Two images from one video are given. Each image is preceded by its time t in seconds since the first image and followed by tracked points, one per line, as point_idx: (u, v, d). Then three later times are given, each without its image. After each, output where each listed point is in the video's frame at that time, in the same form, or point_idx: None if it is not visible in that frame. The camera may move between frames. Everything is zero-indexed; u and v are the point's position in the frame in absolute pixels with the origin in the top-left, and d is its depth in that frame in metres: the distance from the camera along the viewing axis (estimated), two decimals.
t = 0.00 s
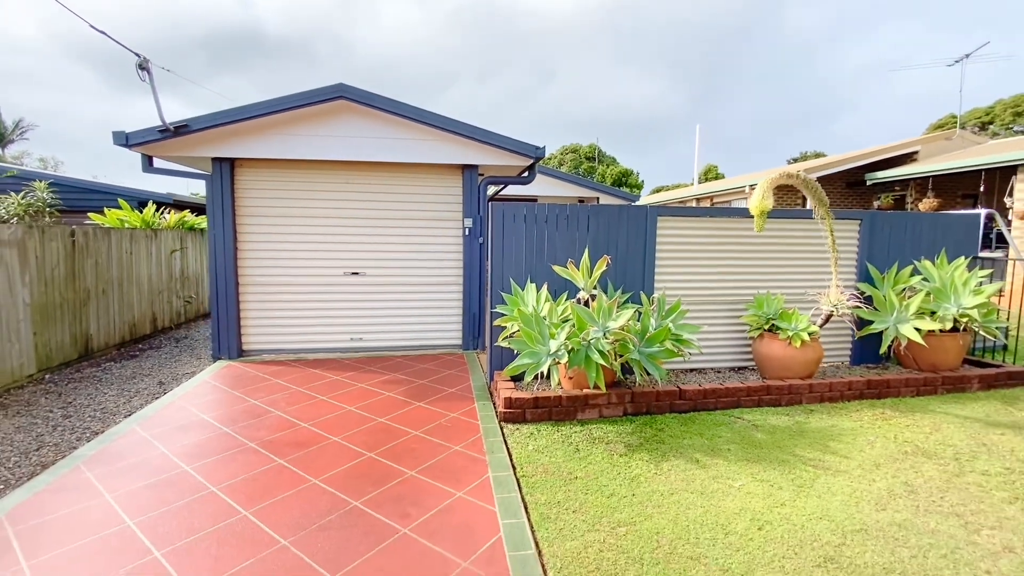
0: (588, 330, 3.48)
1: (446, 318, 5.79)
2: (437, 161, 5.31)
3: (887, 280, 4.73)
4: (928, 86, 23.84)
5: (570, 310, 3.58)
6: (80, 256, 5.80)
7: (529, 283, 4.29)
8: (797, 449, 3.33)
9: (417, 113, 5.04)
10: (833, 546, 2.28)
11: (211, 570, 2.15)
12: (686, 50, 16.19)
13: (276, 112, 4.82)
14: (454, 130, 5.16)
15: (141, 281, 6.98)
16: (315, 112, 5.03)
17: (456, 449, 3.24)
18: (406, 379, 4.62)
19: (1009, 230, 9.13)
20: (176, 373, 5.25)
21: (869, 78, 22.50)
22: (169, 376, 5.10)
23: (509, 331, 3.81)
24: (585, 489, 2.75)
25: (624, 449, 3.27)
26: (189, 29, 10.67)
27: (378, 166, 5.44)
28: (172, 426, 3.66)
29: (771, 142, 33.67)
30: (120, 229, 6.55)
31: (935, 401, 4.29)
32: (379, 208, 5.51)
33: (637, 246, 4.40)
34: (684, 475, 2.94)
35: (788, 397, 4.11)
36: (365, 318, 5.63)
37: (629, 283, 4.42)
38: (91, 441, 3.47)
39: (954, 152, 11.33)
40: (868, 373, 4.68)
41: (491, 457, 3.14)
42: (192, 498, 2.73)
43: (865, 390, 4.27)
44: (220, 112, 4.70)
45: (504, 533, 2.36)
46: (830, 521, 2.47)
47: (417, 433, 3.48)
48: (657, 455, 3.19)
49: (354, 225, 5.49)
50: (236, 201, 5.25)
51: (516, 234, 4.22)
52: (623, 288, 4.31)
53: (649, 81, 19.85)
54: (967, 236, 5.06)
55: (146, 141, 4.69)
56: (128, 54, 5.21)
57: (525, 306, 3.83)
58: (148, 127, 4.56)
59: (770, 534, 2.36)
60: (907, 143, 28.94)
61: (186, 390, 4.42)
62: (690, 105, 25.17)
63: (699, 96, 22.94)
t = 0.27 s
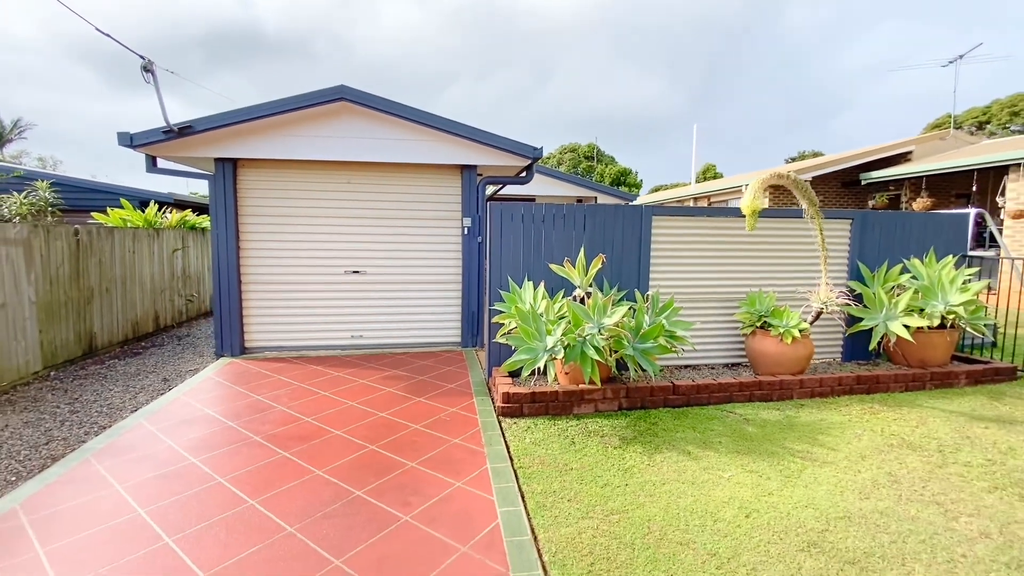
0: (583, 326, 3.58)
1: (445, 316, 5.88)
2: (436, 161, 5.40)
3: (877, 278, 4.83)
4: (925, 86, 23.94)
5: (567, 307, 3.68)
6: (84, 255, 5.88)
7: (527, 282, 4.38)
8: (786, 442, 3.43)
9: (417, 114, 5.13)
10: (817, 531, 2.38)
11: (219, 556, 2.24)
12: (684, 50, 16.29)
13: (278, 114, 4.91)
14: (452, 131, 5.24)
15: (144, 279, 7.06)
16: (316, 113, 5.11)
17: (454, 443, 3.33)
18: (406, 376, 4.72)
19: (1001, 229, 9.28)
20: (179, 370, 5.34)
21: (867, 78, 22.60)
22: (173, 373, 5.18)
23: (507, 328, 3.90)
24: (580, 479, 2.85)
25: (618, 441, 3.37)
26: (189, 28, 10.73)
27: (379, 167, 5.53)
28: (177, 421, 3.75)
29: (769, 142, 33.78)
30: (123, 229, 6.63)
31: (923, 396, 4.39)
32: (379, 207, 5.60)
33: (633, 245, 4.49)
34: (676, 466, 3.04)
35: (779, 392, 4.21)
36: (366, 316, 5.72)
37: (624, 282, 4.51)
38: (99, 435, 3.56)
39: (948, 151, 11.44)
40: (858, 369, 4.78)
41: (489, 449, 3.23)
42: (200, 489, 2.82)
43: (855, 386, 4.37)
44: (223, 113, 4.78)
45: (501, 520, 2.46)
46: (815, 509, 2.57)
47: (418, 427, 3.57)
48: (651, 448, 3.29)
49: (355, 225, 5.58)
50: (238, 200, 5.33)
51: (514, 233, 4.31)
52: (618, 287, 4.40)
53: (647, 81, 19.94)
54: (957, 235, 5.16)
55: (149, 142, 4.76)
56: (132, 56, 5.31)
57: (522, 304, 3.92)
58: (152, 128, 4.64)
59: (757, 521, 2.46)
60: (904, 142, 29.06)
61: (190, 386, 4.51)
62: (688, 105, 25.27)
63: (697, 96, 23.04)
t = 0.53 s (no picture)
0: (579, 324, 3.69)
1: (444, 314, 5.98)
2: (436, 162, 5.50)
3: (868, 277, 4.94)
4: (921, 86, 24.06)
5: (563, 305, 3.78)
6: (89, 255, 5.97)
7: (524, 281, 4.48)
8: (775, 435, 3.53)
9: (417, 117, 5.22)
10: (801, 519, 2.48)
11: (230, 541, 2.35)
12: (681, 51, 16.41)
13: (281, 116, 4.99)
14: (452, 133, 5.34)
15: (147, 279, 7.15)
16: (318, 115, 5.20)
17: (454, 436, 3.43)
18: (406, 373, 4.82)
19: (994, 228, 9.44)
20: (183, 367, 5.43)
21: (864, 77, 22.69)
22: (177, 370, 5.28)
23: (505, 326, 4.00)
24: (575, 470, 2.95)
25: (613, 435, 3.47)
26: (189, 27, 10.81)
27: (379, 168, 5.63)
28: (184, 416, 3.84)
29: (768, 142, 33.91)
30: (126, 229, 6.72)
31: (912, 392, 4.49)
32: (380, 207, 5.69)
33: (628, 245, 4.59)
34: (668, 458, 3.14)
35: (771, 388, 4.32)
36: (366, 314, 5.82)
37: (620, 281, 4.62)
38: (108, 430, 3.66)
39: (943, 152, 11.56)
40: (849, 365, 4.89)
41: (488, 443, 3.33)
42: (208, 480, 2.92)
43: (845, 381, 4.48)
44: (227, 115, 4.86)
45: (499, 508, 2.57)
46: (801, 498, 2.67)
47: (418, 421, 3.67)
48: (645, 441, 3.39)
49: (356, 224, 5.67)
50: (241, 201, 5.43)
51: (512, 233, 4.41)
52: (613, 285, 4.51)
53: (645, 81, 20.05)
54: (946, 235, 5.27)
55: (154, 144, 4.85)
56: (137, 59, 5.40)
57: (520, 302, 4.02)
58: (157, 129, 4.72)
59: (745, 509, 2.56)
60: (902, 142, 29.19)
61: (195, 383, 4.61)
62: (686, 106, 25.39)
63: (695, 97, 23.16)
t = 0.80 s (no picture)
0: (574, 320, 3.80)
1: (444, 312, 6.10)
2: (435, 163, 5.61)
3: (858, 275, 5.05)
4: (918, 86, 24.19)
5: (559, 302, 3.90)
6: (94, 254, 6.07)
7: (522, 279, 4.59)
8: (764, 428, 3.65)
9: (417, 118, 5.33)
10: (785, 505, 2.59)
11: (239, 526, 2.47)
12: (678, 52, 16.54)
13: (283, 117, 5.09)
14: (451, 134, 5.45)
15: (150, 278, 7.26)
16: (320, 117, 5.30)
17: (453, 429, 3.54)
18: (407, 369, 4.93)
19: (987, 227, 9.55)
20: (188, 364, 5.54)
21: (861, 78, 22.83)
22: (182, 367, 5.39)
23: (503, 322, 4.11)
24: (570, 461, 3.07)
25: (608, 428, 3.58)
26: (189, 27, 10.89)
27: (380, 168, 5.73)
28: (190, 411, 3.95)
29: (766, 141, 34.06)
30: (130, 228, 6.82)
31: (900, 387, 4.61)
32: (381, 207, 5.80)
33: (623, 244, 4.70)
34: (660, 450, 3.26)
35: (762, 383, 4.43)
36: (367, 312, 5.93)
37: (615, 279, 4.73)
38: (117, 424, 3.76)
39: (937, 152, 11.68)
40: (839, 362, 5.01)
41: (486, 435, 3.44)
42: (216, 471, 3.03)
43: (834, 377, 4.60)
44: (230, 117, 4.96)
45: (496, 495, 2.69)
46: (786, 487, 2.79)
47: (419, 415, 3.78)
48: (638, 433, 3.50)
49: (357, 224, 5.78)
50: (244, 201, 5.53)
51: (510, 232, 4.52)
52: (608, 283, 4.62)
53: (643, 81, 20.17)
54: (934, 234, 5.39)
55: (159, 145, 4.95)
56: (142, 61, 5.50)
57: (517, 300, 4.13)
58: (163, 131, 4.80)
59: (732, 497, 2.67)
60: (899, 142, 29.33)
61: (200, 379, 4.71)
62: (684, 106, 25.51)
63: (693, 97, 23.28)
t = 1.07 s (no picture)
0: (570, 317, 3.91)
1: (443, 310, 6.20)
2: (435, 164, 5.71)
3: (849, 274, 5.16)
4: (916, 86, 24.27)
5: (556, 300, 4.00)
6: (99, 253, 6.17)
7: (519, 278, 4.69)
8: (755, 422, 3.75)
9: (417, 120, 5.43)
10: (772, 494, 2.70)
11: (246, 514, 2.57)
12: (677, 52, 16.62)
13: (286, 119, 5.19)
14: (450, 136, 5.55)
15: (154, 276, 7.36)
16: (322, 119, 5.40)
17: (452, 423, 3.64)
18: (407, 366, 5.03)
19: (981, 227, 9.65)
20: (192, 361, 5.64)
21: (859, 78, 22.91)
22: (186, 364, 5.48)
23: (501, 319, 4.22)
24: (566, 453, 3.17)
25: (603, 422, 3.68)
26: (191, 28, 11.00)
27: (381, 169, 5.83)
28: (196, 405, 4.05)
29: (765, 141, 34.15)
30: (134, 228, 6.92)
31: (889, 383, 4.71)
32: (381, 207, 5.90)
33: (619, 243, 4.81)
34: (653, 442, 3.36)
35: (755, 379, 4.53)
36: (368, 311, 6.03)
37: (611, 277, 4.83)
38: (126, 418, 3.86)
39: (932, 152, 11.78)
40: (831, 358, 5.11)
41: (484, 429, 3.55)
42: (223, 462, 3.13)
43: (825, 373, 4.70)
44: (234, 119, 5.06)
45: (494, 484, 2.79)
46: (773, 477, 2.89)
47: (419, 409, 3.88)
48: (632, 427, 3.61)
49: (358, 223, 5.88)
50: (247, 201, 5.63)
51: (508, 232, 4.62)
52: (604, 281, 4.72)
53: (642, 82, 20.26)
54: (925, 234, 5.49)
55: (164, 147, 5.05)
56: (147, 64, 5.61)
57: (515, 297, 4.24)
58: (168, 133, 4.89)
59: (721, 486, 2.78)
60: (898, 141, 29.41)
61: (205, 375, 4.82)
62: (683, 106, 25.59)
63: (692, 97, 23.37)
